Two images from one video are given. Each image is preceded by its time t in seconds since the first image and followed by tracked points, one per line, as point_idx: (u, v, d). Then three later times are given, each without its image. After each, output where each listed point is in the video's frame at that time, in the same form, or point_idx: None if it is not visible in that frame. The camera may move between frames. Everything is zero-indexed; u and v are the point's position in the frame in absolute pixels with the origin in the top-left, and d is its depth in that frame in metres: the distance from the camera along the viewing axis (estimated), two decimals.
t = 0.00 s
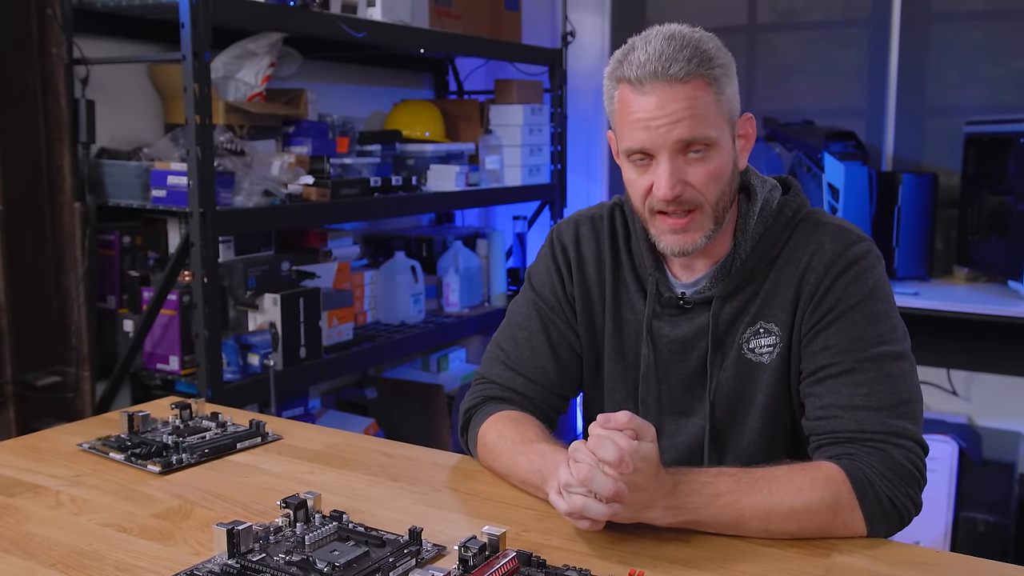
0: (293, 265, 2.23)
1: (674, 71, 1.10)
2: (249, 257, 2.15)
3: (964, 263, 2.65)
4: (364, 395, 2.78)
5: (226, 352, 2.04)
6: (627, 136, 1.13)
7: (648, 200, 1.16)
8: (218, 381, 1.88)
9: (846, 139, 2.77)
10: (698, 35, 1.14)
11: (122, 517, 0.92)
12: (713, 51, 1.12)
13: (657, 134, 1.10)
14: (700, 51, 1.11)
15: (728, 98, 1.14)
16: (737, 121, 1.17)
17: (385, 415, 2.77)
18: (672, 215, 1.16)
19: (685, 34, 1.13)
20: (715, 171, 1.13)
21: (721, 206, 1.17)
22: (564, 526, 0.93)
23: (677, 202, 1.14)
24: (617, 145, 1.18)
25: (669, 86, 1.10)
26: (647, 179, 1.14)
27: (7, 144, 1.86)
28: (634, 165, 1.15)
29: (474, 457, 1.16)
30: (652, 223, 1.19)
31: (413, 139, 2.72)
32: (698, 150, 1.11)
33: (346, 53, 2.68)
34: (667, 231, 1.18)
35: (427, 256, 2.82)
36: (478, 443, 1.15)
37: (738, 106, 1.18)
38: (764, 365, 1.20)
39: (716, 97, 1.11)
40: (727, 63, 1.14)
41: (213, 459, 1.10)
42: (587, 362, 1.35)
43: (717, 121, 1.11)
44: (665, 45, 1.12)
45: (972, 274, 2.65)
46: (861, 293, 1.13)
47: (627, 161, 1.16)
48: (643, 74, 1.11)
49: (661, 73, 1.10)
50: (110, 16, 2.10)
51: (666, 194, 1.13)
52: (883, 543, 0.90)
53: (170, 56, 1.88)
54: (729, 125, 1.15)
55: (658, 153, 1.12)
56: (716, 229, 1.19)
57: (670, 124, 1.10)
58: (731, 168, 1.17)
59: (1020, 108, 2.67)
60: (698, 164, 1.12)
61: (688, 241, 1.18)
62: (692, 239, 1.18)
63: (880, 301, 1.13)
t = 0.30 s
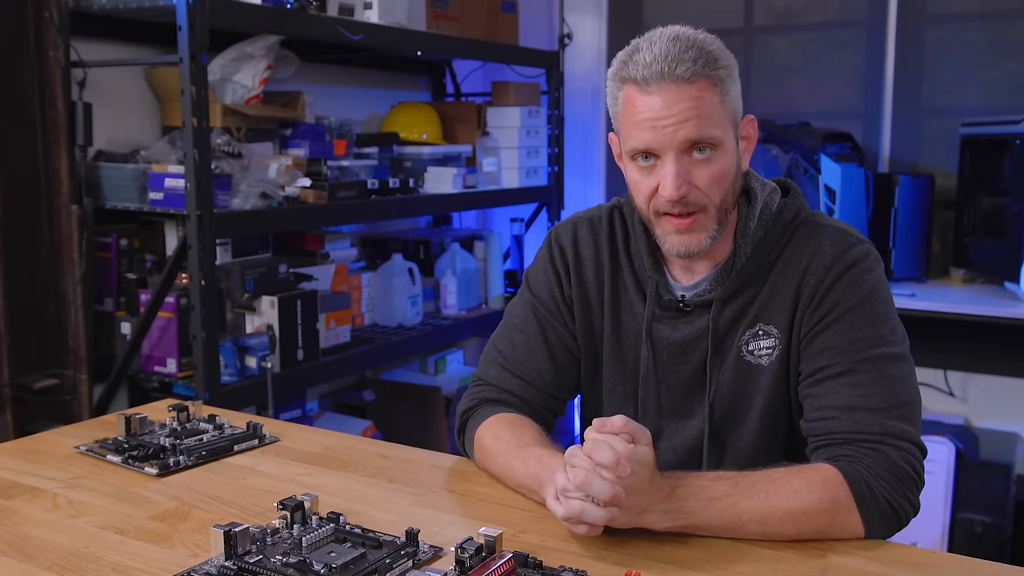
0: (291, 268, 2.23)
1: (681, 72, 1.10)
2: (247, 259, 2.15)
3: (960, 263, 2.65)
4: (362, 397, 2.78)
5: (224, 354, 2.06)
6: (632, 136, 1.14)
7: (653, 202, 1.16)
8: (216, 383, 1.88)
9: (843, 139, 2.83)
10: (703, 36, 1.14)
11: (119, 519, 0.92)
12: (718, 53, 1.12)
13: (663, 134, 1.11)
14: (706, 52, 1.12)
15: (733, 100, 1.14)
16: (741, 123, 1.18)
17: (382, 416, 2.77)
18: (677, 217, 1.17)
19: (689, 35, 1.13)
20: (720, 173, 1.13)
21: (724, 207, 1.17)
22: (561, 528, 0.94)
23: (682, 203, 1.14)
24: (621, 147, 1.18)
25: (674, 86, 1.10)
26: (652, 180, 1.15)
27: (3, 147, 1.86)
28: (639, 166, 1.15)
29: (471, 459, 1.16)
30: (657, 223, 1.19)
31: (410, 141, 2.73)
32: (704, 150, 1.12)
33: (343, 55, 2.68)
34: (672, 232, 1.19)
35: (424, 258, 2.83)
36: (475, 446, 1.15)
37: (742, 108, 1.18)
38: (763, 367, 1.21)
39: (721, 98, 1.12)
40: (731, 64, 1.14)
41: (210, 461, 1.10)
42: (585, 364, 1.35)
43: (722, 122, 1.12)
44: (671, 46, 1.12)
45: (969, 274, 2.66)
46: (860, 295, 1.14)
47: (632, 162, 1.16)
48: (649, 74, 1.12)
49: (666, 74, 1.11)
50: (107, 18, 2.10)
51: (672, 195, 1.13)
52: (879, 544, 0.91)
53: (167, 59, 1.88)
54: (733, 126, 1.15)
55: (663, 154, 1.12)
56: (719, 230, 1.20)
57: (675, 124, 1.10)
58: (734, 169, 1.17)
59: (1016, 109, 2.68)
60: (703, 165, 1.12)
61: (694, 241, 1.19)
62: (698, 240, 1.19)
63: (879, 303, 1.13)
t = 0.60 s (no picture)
0: (289, 268, 2.23)
1: (683, 66, 1.11)
2: (245, 259, 2.15)
3: (959, 263, 2.66)
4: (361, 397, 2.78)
5: (223, 354, 2.05)
6: (633, 129, 1.14)
7: (653, 195, 1.16)
8: (214, 383, 1.88)
9: (842, 139, 2.82)
10: (704, 34, 1.15)
11: (118, 519, 0.92)
12: (719, 49, 1.13)
13: (664, 127, 1.11)
14: (707, 48, 1.13)
15: (733, 97, 1.15)
16: (740, 121, 1.19)
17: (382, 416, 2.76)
18: (676, 211, 1.16)
19: (691, 32, 1.14)
20: (720, 168, 1.13)
21: (724, 203, 1.17)
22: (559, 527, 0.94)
23: (682, 197, 1.14)
24: (621, 142, 1.18)
25: (676, 80, 1.11)
26: (652, 174, 1.15)
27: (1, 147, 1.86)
28: (639, 160, 1.15)
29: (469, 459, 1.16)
30: (657, 219, 1.19)
31: (409, 141, 2.72)
32: (704, 145, 1.12)
33: (341, 56, 2.68)
34: (671, 227, 1.18)
35: (423, 259, 2.82)
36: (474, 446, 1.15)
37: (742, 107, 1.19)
38: (762, 366, 1.21)
39: (722, 94, 1.12)
40: (732, 62, 1.15)
41: (209, 461, 1.10)
42: (584, 363, 1.35)
43: (723, 117, 1.12)
44: (673, 41, 1.13)
45: (968, 274, 2.66)
46: (858, 295, 1.14)
47: (632, 156, 1.16)
48: (651, 67, 1.12)
49: (668, 68, 1.11)
50: (105, 18, 2.10)
51: (672, 187, 1.13)
52: (877, 543, 0.91)
53: (165, 59, 1.88)
54: (734, 123, 1.16)
55: (664, 147, 1.12)
56: (717, 225, 1.19)
57: (676, 118, 1.11)
58: (734, 166, 1.17)
59: (1014, 109, 2.68)
60: (703, 159, 1.13)
61: (692, 237, 1.18)
62: (695, 236, 1.18)
63: (877, 303, 1.13)
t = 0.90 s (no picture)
0: (288, 266, 2.23)
1: (675, 52, 1.11)
2: (244, 258, 2.14)
3: (958, 261, 2.66)
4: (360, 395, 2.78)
5: (222, 353, 2.03)
6: (627, 116, 1.14)
7: (647, 182, 1.15)
8: (213, 382, 1.87)
9: (840, 138, 2.82)
10: (697, 26, 1.16)
11: (115, 518, 0.92)
12: (713, 40, 1.14)
13: (655, 112, 1.11)
14: (700, 38, 1.13)
15: (727, 86, 1.15)
16: (736, 114, 1.18)
17: (382, 415, 2.77)
18: (669, 198, 1.15)
19: (684, 24, 1.16)
20: (714, 155, 1.13)
21: (719, 193, 1.16)
22: (558, 525, 0.94)
23: (675, 181, 1.13)
24: (618, 134, 1.18)
25: (668, 66, 1.11)
26: (645, 161, 1.14)
27: None
28: (634, 149, 1.16)
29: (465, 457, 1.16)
30: (650, 208, 1.18)
31: (408, 139, 2.72)
32: (697, 130, 1.12)
33: (339, 54, 2.68)
34: (665, 216, 1.17)
35: (422, 257, 2.82)
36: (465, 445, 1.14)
37: (738, 101, 1.19)
38: (761, 363, 1.20)
39: (715, 82, 1.13)
40: (726, 54, 1.16)
41: (207, 460, 1.10)
42: (583, 363, 1.34)
43: (716, 105, 1.12)
44: (666, 31, 1.14)
45: (967, 272, 2.66)
46: (860, 293, 1.14)
47: (627, 145, 1.16)
48: (644, 55, 1.13)
49: (661, 55, 1.12)
50: (103, 17, 2.09)
51: (665, 172, 1.12)
52: (876, 542, 0.91)
53: (163, 57, 1.87)
54: (729, 113, 1.15)
55: (657, 132, 1.12)
56: (712, 217, 1.17)
57: (669, 103, 1.11)
58: (730, 157, 1.17)
59: (1014, 106, 2.68)
60: (697, 145, 1.12)
61: (684, 225, 1.16)
62: (689, 225, 1.16)
63: (878, 301, 1.14)
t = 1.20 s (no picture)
0: (284, 268, 2.23)
1: (675, 56, 1.11)
2: (240, 260, 2.14)
3: (953, 259, 2.66)
4: (357, 396, 2.78)
5: (217, 355, 2.03)
6: (626, 120, 1.14)
7: (646, 186, 1.16)
8: (208, 384, 1.87)
9: (835, 137, 2.82)
10: (696, 28, 1.16)
11: (108, 521, 0.92)
12: (712, 43, 1.14)
13: (656, 117, 1.11)
14: (699, 41, 1.13)
15: (726, 89, 1.15)
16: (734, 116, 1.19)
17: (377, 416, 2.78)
18: (670, 203, 1.16)
19: (683, 26, 1.15)
20: (714, 159, 1.14)
21: (718, 196, 1.17)
22: (552, 526, 0.94)
23: (676, 186, 1.14)
24: (615, 137, 1.19)
25: (668, 71, 1.11)
26: (645, 165, 1.15)
27: None
28: (633, 152, 1.16)
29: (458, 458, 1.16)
30: (650, 213, 1.18)
31: (403, 140, 2.72)
32: (697, 135, 1.12)
33: (334, 55, 2.68)
34: (665, 220, 1.17)
35: (418, 258, 2.82)
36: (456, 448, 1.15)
37: (736, 103, 1.19)
38: (756, 363, 1.20)
39: (715, 85, 1.13)
40: (725, 56, 1.16)
41: (201, 462, 1.10)
42: (577, 364, 1.34)
43: (715, 108, 1.13)
44: (666, 33, 1.14)
45: (962, 270, 2.66)
46: (853, 291, 1.14)
47: (626, 149, 1.17)
48: (644, 59, 1.13)
49: (661, 59, 1.12)
50: (98, 19, 2.09)
51: (665, 177, 1.13)
52: (870, 541, 0.91)
53: (157, 59, 1.87)
54: (728, 116, 1.16)
55: (657, 137, 1.12)
56: (712, 221, 1.18)
57: (669, 107, 1.11)
58: (729, 160, 1.17)
59: (1010, 104, 2.68)
60: (697, 150, 1.13)
61: (684, 230, 1.17)
62: (690, 230, 1.17)
63: (872, 299, 1.14)
